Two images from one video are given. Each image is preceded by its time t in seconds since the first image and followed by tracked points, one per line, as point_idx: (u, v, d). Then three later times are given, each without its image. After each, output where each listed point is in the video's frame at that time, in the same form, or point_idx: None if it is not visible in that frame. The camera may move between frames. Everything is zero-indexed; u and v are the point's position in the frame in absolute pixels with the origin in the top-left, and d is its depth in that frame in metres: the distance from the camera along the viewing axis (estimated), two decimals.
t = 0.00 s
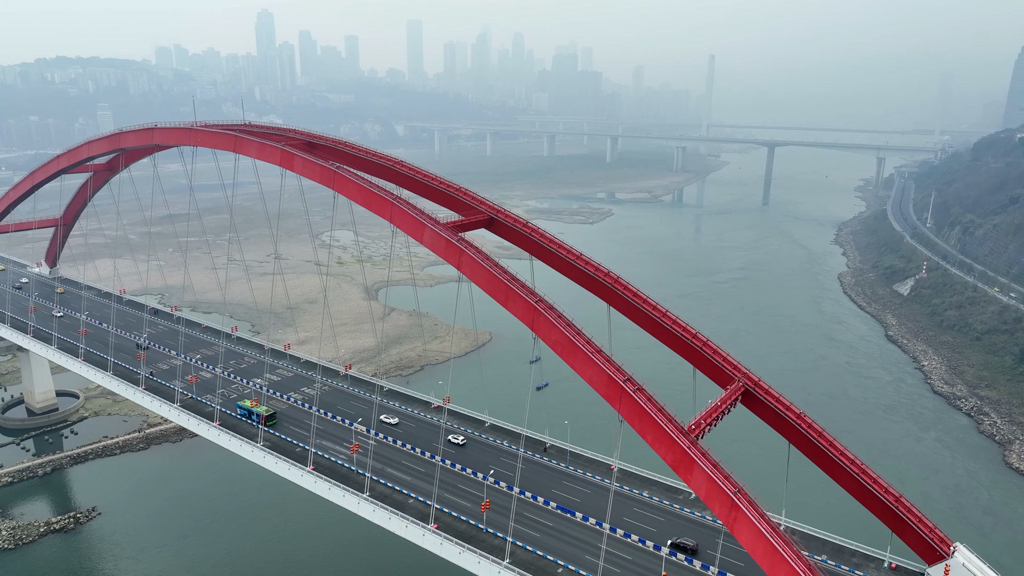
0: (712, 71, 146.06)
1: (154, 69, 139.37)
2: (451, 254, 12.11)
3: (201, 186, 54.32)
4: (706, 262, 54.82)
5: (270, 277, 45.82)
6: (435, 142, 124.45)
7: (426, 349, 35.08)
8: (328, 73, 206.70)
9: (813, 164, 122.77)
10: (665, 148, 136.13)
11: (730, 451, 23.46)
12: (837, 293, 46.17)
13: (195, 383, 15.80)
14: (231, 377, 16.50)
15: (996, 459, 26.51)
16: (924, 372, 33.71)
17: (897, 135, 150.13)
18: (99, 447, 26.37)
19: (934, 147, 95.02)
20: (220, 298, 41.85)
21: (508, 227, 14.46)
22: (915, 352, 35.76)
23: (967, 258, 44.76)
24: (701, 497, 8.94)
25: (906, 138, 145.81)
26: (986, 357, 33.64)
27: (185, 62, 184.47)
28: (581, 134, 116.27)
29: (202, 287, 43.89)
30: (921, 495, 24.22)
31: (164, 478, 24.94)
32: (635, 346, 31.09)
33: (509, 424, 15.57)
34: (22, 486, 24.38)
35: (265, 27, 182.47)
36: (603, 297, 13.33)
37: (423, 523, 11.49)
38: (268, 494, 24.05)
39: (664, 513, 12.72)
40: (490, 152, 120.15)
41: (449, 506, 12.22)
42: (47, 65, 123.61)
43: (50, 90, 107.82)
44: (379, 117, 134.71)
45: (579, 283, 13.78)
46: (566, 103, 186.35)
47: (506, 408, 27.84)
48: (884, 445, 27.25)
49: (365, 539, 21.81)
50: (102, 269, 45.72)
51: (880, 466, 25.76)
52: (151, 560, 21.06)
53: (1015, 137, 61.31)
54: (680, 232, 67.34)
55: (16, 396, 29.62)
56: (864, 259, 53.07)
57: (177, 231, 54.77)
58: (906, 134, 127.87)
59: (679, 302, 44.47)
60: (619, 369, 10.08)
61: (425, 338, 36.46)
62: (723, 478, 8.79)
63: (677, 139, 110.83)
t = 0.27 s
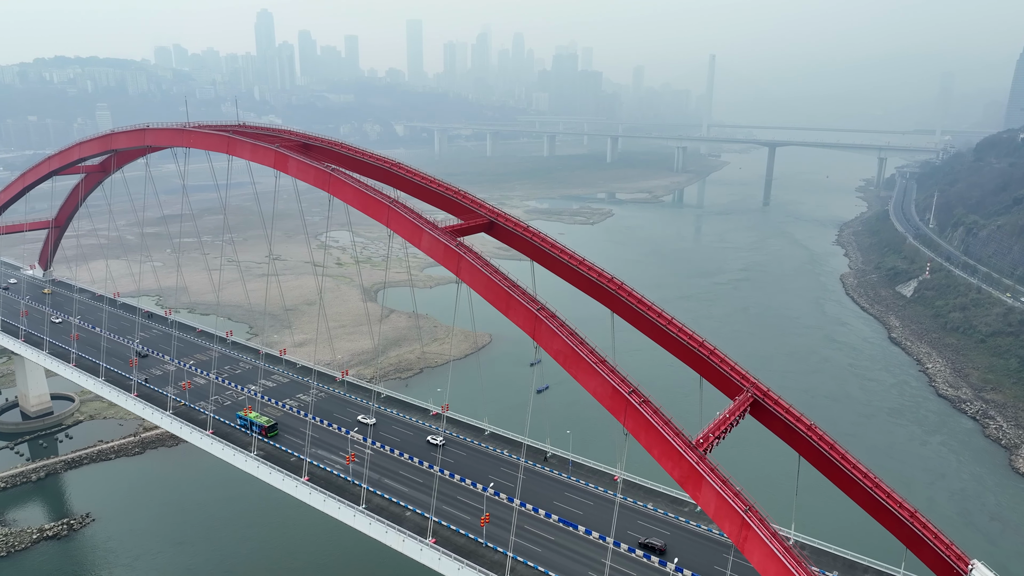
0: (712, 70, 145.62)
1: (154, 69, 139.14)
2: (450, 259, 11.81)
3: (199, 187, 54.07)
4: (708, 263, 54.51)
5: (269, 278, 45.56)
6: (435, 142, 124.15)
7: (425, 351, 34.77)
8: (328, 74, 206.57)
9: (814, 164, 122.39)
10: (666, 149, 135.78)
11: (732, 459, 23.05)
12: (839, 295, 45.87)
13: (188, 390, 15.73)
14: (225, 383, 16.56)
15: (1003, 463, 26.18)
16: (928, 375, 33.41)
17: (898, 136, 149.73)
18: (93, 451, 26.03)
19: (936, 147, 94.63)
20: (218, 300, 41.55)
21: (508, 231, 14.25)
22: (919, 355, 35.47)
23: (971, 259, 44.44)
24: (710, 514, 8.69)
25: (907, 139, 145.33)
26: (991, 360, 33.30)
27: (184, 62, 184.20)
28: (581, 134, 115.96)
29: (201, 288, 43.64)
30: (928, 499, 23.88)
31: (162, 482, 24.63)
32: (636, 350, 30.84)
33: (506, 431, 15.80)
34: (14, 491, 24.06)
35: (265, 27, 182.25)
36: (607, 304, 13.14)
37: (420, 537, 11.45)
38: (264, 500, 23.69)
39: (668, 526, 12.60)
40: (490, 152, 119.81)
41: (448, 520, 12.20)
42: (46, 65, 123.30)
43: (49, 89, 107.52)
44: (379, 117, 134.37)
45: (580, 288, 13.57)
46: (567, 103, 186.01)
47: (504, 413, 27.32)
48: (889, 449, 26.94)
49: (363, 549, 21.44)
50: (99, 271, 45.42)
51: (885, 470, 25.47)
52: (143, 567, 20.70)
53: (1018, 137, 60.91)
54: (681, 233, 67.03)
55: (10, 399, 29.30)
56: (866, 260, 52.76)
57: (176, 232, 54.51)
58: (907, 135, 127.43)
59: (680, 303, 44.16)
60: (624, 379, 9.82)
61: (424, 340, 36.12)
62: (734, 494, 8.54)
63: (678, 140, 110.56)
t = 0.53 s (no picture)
0: (713, 70, 145.12)
1: (153, 68, 138.80)
2: (449, 265, 11.54)
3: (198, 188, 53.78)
4: (709, 264, 54.22)
5: (268, 279, 45.28)
6: (435, 142, 123.79)
7: (425, 353, 34.51)
8: (327, 74, 206.23)
9: (815, 164, 122.03)
10: (666, 149, 135.44)
11: (735, 467, 22.63)
12: (842, 296, 45.57)
13: (180, 397, 16.26)
14: (219, 391, 16.96)
15: (1010, 468, 25.88)
16: (932, 377, 33.12)
17: (899, 136, 149.36)
18: (87, 456, 25.71)
19: (938, 147, 94.14)
20: (217, 302, 41.28)
21: (509, 235, 14.04)
22: (923, 357, 35.16)
23: (975, 261, 44.12)
24: (720, 533, 8.46)
25: (909, 138, 144.81)
26: (996, 363, 33.00)
27: (183, 62, 183.82)
28: (581, 134, 115.62)
29: (200, 290, 43.36)
30: (935, 504, 23.61)
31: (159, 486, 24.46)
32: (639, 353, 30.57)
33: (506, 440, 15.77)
34: (8, 497, 23.73)
35: (264, 27, 181.94)
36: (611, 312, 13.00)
37: (417, 552, 11.37)
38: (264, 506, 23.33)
39: (674, 540, 12.44)
40: (490, 152, 119.47)
41: (445, 533, 12.15)
42: (45, 65, 122.91)
43: (47, 89, 107.17)
44: (378, 117, 134.03)
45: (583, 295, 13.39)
46: (567, 103, 185.60)
47: (503, 419, 26.78)
48: (894, 453, 26.67)
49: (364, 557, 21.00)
50: (97, 273, 45.14)
51: (890, 474, 25.19)
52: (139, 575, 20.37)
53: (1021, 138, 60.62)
54: (682, 233, 66.71)
55: (6, 403, 29.00)
56: (869, 260, 52.43)
57: (174, 233, 54.22)
58: (908, 135, 127.03)
59: (682, 304, 43.86)
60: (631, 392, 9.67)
61: (423, 342, 35.79)
62: (744, 513, 8.32)
63: (678, 140, 110.27)
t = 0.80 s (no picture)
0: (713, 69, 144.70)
1: (152, 68, 138.53)
2: (448, 272, 11.39)
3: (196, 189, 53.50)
4: (710, 265, 53.94)
5: (268, 280, 45.02)
6: (435, 142, 123.50)
7: (424, 355, 34.22)
8: (327, 73, 206.01)
9: (816, 165, 121.73)
10: (666, 149, 135.15)
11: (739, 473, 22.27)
12: (844, 297, 45.26)
13: (172, 405, 16.27)
14: (213, 398, 16.92)
15: (1016, 473, 25.59)
16: (936, 380, 32.83)
17: (900, 136, 149.04)
18: (82, 461, 25.40)
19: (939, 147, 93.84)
20: (215, 303, 41.02)
21: (509, 240, 13.98)
22: (927, 360, 34.83)
23: (978, 262, 43.82)
24: (731, 555, 8.23)
25: (909, 138, 144.43)
26: (1001, 365, 32.71)
27: (182, 62, 183.56)
28: (581, 134, 115.29)
29: (198, 291, 43.11)
30: (941, 509, 23.35)
31: (158, 493, 24.09)
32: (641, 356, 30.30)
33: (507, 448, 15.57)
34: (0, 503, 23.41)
35: (264, 27, 181.72)
36: (614, 318, 12.99)
37: (414, 569, 11.19)
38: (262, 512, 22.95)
39: (680, 555, 12.16)
40: (490, 152, 119.13)
41: (442, 547, 11.98)
42: (43, 65, 122.59)
43: (46, 89, 106.88)
44: (378, 117, 133.71)
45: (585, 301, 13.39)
46: (567, 103, 185.25)
47: (502, 426, 26.12)
48: (899, 457, 26.40)
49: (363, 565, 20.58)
50: (95, 274, 44.88)
51: (896, 479, 24.92)
52: None
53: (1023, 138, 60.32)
54: (683, 234, 66.41)
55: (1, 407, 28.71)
56: (871, 261, 52.08)
57: (172, 234, 53.96)
58: (909, 135, 126.70)
59: (683, 305, 43.52)
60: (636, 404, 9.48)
61: (421, 345, 35.43)
62: (756, 534, 8.10)
63: (679, 140, 109.99)
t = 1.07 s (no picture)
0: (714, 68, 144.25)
1: (152, 68, 138.20)
2: (446, 279, 11.23)
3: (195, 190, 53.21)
4: (711, 266, 53.65)
5: (267, 282, 44.76)
6: (435, 142, 123.14)
7: (424, 357, 33.93)
8: (326, 73, 205.65)
9: (817, 165, 121.36)
10: (667, 149, 134.80)
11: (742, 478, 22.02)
12: (847, 299, 44.96)
13: (164, 412, 16.49)
14: (206, 405, 17.29)
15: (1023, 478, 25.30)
16: (941, 383, 32.53)
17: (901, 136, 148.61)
18: (76, 466, 25.10)
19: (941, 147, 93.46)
20: (214, 304, 40.76)
21: (509, 245, 13.89)
22: (931, 362, 34.53)
23: (982, 264, 43.51)
24: None
25: (911, 139, 144.04)
26: (1006, 368, 32.40)
27: (182, 62, 183.16)
28: (582, 134, 114.94)
29: (197, 292, 42.85)
30: (948, 515, 23.06)
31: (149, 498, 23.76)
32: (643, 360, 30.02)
33: (507, 459, 15.50)
34: None
35: (264, 26, 181.41)
36: (618, 326, 12.78)
37: None
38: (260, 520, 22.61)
39: (685, 570, 11.91)
40: (490, 152, 118.77)
41: (438, 561, 11.87)
42: (42, 64, 122.22)
43: (44, 89, 106.53)
44: (378, 117, 133.39)
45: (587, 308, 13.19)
46: (567, 103, 184.86)
47: (502, 433, 25.51)
48: (904, 461, 26.11)
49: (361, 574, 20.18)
50: (93, 275, 44.61)
51: (901, 484, 24.65)
52: None
53: None
54: (684, 234, 66.11)
55: None
56: (874, 263, 51.77)
57: (171, 235, 53.65)
58: (911, 135, 126.26)
59: (684, 307, 43.23)
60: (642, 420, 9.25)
61: (420, 347, 35.12)
62: (768, 554, 7.85)
63: (680, 140, 109.65)
